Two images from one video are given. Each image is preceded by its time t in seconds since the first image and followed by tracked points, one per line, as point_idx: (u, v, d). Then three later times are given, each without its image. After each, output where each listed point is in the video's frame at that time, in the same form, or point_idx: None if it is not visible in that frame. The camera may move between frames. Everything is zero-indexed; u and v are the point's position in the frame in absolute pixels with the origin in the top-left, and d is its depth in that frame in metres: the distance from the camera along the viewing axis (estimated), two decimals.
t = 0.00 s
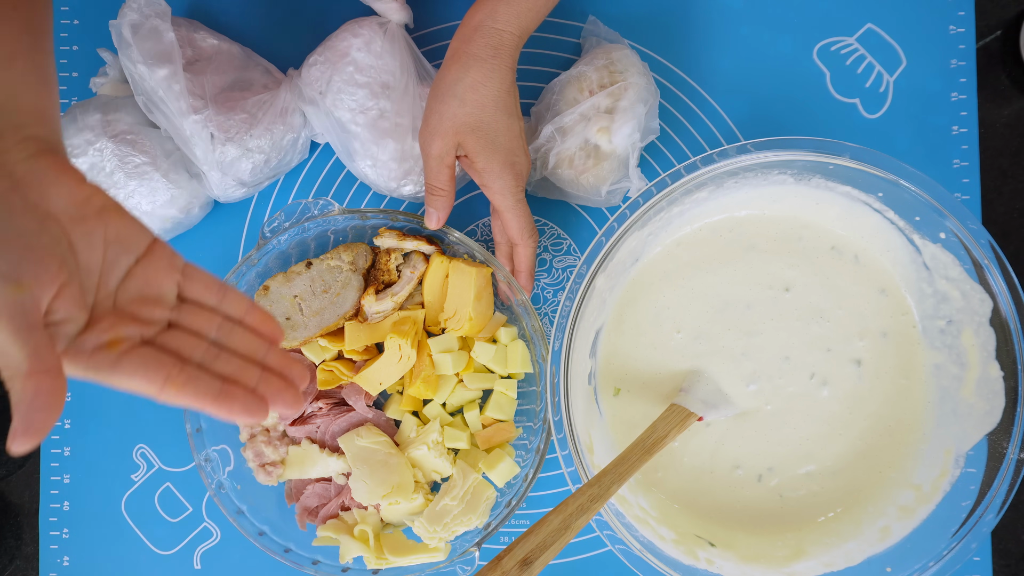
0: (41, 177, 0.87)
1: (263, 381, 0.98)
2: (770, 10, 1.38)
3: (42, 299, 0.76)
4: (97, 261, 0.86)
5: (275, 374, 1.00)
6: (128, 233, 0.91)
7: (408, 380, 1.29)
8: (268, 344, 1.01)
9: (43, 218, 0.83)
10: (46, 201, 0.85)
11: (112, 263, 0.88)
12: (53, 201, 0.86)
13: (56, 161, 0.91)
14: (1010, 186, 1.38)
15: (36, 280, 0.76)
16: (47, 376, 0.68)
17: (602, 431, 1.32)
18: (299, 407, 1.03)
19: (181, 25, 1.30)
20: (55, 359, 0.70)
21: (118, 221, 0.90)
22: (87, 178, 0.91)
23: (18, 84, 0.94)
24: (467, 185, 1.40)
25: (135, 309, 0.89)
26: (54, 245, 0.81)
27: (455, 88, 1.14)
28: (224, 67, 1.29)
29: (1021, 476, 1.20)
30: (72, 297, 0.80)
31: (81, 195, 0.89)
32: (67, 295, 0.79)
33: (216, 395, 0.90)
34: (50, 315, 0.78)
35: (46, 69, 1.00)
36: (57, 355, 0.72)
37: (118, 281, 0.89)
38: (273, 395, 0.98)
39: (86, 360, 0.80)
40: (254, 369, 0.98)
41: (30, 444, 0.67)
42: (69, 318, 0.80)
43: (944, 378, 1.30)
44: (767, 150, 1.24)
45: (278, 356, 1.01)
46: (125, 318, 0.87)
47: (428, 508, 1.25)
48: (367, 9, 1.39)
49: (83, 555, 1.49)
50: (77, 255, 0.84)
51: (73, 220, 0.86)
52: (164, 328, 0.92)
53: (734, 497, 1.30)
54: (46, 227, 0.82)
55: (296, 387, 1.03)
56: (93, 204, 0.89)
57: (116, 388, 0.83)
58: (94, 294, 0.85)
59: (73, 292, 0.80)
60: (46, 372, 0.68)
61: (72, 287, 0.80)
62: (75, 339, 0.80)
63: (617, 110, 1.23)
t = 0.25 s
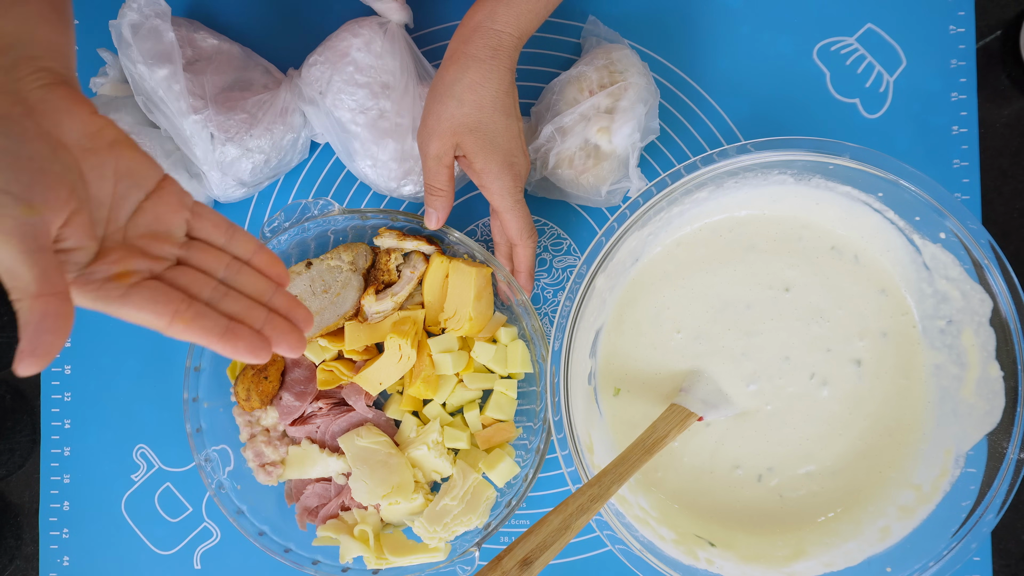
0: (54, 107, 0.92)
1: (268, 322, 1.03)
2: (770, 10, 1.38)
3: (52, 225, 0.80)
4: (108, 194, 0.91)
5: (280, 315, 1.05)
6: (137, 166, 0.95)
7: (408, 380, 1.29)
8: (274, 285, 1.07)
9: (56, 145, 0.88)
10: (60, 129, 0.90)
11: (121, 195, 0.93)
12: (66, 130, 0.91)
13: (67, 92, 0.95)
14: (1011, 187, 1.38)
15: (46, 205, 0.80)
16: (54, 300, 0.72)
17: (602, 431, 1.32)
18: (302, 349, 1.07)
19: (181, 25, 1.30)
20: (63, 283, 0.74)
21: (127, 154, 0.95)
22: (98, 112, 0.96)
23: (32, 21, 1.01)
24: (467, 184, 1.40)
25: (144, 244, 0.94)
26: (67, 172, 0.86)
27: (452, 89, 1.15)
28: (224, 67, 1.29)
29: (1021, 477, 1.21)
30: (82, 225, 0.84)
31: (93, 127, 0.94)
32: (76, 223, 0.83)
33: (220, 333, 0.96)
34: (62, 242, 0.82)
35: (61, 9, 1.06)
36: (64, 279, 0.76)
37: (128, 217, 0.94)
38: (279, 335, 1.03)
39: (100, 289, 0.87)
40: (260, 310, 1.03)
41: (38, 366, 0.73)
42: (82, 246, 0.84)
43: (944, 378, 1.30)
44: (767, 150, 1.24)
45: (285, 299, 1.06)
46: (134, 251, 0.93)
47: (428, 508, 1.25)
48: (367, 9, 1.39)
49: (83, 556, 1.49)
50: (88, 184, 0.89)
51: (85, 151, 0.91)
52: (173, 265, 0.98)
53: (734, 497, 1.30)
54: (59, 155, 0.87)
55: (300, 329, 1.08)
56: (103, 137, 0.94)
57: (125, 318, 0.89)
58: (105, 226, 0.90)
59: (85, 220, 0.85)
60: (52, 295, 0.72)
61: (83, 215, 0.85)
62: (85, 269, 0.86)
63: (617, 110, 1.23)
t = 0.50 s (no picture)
0: (107, 121, 0.95)
1: (310, 294, 1.06)
2: (770, 10, 1.38)
3: (116, 234, 0.85)
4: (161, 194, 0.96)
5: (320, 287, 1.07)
6: (186, 167, 0.99)
7: (408, 380, 1.29)
8: (312, 259, 1.09)
9: (113, 158, 0.92)
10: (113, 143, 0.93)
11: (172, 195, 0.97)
12: (119, 141, 0.94)
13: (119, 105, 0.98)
14: (1010, 186, 1.38)
15: (109, 217, 0.85)
16: (121, 299, 0.80)
17: (602, 431, 1.32)
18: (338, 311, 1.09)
19: (181, 25, 1.30)
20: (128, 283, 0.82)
21: (176, 155, 0.98)
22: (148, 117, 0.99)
23: (85, 33, 1.02)
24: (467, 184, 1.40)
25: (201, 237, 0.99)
26: (124, 184, 0.90)
27: (454, 89, 1.15)
28: (224, 67, 1.29)
29: (1021, 476, 1.21)
30: (143, 231, 0.89)
31: (143, 135, 0.97)
32: (138, 230, 0.88)
33: (269, 313, 0.98)
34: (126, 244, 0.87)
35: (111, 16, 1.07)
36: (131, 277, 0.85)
37: (184, 209, 0.99)
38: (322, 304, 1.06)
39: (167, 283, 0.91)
40: (303, 285, 1.06)
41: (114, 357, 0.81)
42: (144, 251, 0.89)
43: (944, 378, 1.30)
44: (767, 150, 1.24)
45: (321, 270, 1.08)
46: (194, 244, 0.97)
47: (428, 508, 1.25)
48: (367, 9, 1.39)
49: (83, 556, 1.49)
50: (145, 190, 0.94)
51: (138, 158, 0.95)
52: (227, 252, 1.02)
53: (734, 497, 1.30)
54: (116, 167, 0.91)
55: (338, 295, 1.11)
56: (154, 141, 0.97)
57: (198, 306, 0.95)
58: (166, 222, 0.95)
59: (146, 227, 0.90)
60: (120, 295, 0.80)
61: (142, 221, 0.90)
62: (157, 265, 0.91)
63: (617, 110, 1.23)
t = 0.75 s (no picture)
0: (89, 120, 0.95)
1: (291, 300, 1.09)
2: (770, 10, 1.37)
3: (93, 232, 0.86)
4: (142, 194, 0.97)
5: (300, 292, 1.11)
6: (169, 168, 1.00)
7: (408, 380, 1.29)
8: (294, 263, 1.13)
9: (95, 156, 0.93)
10: (94, 142, 0.94)
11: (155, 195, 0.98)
12: (100, 139, 0.94)
13: (103, 103, 0.98)
14: (1010, 186, 1.38)
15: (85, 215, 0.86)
16: (97, 295, 0.81)
17: (602, 431, 1.32)
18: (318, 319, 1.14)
19: (181, 25, 1.30)
20: (103, 279, 0.82)
21: (157, 156, 0.99)
22: (130, 117, 0.99)
23: (72, 32, 1.03)
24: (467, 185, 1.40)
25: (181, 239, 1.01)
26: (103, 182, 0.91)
27: (451, 94, 1.15)
28: (223, 67, 1.29)
29: (1021, 476, 1.21)
30: (120, 230, 0.90)
31: (125, 134, 0.97)
32: (117, 229, 0.90)
33: (248, 319, 1.02)
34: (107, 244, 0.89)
35: (100, 15, 1.09)
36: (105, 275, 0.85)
37: (168, 210, 1.00)
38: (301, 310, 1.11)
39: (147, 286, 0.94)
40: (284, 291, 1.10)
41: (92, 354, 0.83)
42: (125, 250, 0.92)
43: (944, 378, 1.30)
44: (767, 150, 1.24)
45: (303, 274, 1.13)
46: (177, 247, 1.00)
47: (428, 508, 1.25)
48: (367, 9, 1.39)
49: (83, 556, 1.49)
50: (126, 189, 0.95)
51: (119, 158, 0.96)
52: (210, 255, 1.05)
53: (734, 497, 1.30)
54: (97, 165, 0.91)
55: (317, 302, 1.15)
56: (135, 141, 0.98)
57: (177, 307, 0.98)
58: (149, 222, 0.97)
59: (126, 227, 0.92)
60: (95, 291, 0.81)
61: (120, 220, 0.91)
62: (138, 265, 0.93)
63: (617, 110, 1.23)
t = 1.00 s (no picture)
0: (89, 121, 0.95)
1: (281, 308, 1.10)
2: (770, 10, 1.38)
3: (94, 230, 0.87)
4: (139, 195, 0.97)
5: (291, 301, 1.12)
6: (168, 170, 1.00)
7: (408, 380, 1.29)
8: (287, 272, 1.12)
9: (95, 158, 0.93)
10: (94, 143, 0.94)
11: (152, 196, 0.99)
12: (99, 141, 0.95)
13: (105, 104, 0.99)
14: (1010, 186, 1.38)
15: (85, 215, 0.86)
16: (106, 293, 0.82)
17: (602, 431, 1.32)
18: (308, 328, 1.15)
19: (181, 25, 1.30)
20: (111, 278, 0.83)
21: (156, 158, 0.99)
22: (130, 119, 1.00)
23: (74, 32, 1.04)
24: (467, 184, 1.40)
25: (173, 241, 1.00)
26: (102, 183, 0.91)
27: (451, 95, 1.15)
28: (224, 67, 1.29)
29: (1021, 476, 1.21)
30: (120, 230, 0.90)
31: (125, 136, 0.98)
32: (115, 229, 0.90)
33: (239, 323, 1.04)
34: (102, 243, 0.89)
35: (102, 15, 1.10)
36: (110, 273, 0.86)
37: (162, 213, 1.00)
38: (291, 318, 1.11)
39: (138, 288, 0.93)
40: (274, 299, 1.10)
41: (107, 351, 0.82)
42: (120, 250, 0.91)
43: (944, 378, 1.30)
44: (767, 150, 1.24)
45: (294, 283, 1.12)
46: (169, 250, 0.99)
47: (428, 508, 1.25)
48: (367, 9, 1.39)
49: (83, 556, 1.49)
50: (124, 190, 0.95)
51: (119, 159, 0.96)
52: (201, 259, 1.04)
53: (734, 497, 1.30)
54: (96, 166, 0.92)
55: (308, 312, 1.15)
56: (135, 143, 0.98)
57: (166, 310, 0.98)
58: (143, 225, 0.97)
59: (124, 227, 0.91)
60: (105, 290, 0.82)
61: (119, 220, 0.91)
62: (129, 267, 0.93)
63: (617, 110, 1.24)
